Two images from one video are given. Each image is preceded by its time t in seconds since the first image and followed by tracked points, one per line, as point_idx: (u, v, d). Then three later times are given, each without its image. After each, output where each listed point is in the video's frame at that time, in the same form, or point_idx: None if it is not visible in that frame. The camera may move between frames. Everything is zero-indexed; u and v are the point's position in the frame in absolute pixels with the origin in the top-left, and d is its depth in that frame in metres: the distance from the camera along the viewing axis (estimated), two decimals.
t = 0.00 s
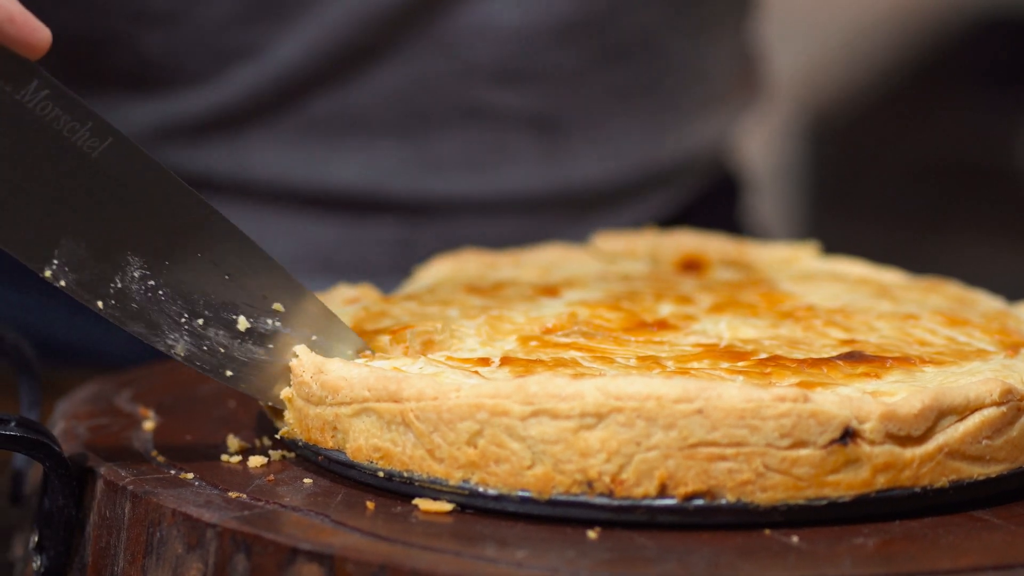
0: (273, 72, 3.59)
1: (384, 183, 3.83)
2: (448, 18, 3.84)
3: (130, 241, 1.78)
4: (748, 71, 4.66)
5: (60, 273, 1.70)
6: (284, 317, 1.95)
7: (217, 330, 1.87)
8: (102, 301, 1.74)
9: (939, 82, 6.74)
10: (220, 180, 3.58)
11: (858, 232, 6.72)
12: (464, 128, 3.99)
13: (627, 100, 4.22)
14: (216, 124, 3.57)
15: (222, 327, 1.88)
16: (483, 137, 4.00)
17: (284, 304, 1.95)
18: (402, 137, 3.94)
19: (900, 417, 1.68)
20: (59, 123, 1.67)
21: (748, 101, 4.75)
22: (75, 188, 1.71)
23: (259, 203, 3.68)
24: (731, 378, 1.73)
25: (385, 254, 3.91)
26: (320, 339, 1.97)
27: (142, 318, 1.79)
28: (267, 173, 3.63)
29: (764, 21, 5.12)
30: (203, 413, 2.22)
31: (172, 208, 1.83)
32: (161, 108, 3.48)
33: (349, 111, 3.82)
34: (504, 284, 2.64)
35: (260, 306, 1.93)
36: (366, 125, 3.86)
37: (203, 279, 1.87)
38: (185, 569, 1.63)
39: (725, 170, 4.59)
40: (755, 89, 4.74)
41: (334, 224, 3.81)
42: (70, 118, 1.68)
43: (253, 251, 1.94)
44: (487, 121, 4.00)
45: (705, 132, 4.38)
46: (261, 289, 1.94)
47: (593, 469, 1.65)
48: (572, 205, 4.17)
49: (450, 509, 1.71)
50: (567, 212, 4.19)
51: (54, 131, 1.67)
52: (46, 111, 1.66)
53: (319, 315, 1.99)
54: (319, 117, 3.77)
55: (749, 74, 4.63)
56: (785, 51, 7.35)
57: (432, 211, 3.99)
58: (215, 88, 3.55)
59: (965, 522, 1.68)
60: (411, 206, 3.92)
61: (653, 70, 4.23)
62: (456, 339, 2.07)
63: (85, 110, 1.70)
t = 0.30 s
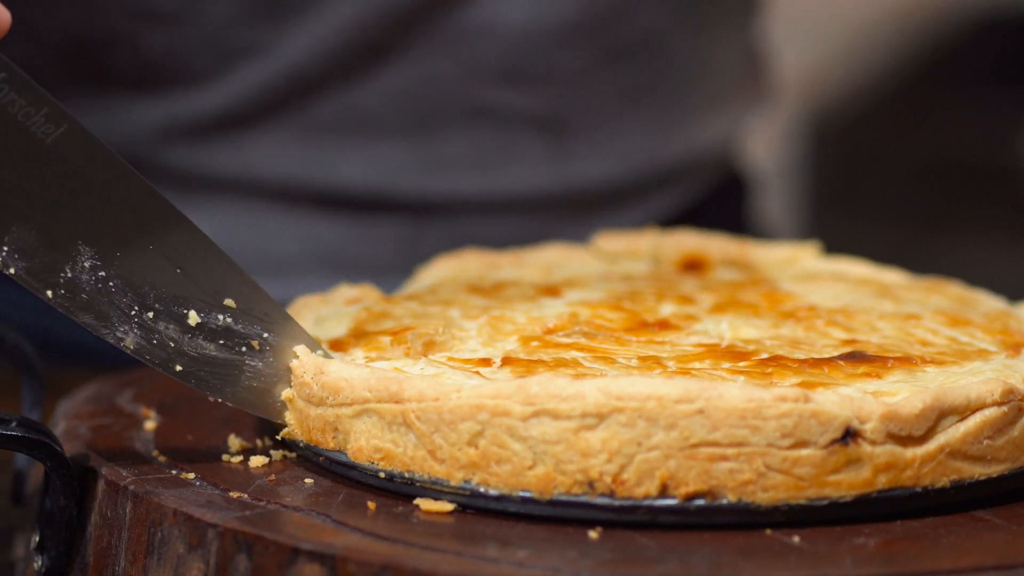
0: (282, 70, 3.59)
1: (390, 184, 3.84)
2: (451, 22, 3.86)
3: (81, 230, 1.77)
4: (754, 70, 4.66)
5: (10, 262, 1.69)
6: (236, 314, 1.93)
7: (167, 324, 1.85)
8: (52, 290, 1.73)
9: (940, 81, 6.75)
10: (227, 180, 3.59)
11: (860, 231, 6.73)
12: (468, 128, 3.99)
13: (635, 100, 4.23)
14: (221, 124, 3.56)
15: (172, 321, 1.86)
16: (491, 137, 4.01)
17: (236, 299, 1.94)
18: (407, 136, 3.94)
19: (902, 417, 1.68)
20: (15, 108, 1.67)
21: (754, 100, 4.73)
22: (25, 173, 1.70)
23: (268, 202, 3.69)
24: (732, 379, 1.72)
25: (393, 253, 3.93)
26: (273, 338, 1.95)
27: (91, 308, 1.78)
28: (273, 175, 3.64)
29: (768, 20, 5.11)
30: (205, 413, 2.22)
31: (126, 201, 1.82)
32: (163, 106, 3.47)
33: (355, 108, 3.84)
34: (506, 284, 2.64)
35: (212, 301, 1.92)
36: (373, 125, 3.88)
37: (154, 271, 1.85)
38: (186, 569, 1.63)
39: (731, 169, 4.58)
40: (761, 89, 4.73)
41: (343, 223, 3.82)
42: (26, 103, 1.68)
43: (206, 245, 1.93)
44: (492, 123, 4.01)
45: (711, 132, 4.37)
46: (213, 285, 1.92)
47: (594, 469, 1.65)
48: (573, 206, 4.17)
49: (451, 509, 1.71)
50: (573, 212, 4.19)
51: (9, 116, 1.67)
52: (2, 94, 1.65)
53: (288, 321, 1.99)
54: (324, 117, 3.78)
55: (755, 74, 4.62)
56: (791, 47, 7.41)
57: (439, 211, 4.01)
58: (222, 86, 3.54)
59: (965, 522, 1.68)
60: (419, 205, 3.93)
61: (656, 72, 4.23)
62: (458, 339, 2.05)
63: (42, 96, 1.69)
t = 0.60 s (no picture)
0: (286, 70, 3.62)
1: (395, 181, 3.87)
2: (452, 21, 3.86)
3: (72, 216, 1.78)
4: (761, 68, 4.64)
5: None
6: (222, 308, 1.92)
7: (153, 315, 1.85)
8: (38, 274, 1.73)
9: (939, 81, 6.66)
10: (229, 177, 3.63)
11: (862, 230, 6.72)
12: (472, 127, 4.02)
13: (643, 97, 4.21)
14: (223, 121, 3.62)
15: (159, 312, 1.86)
16: (498, 135, 4.02)
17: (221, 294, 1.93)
18: (409, 134, 3.96)
19: (901, 417, 1.68)
20: (7, 90, 1.69)
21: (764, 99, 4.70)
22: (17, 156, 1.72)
23: (273, 197, 3.73)
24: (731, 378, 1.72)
25: (401, 250, 3.92)
26: (258, 333, 1.94)
27: (77, 294, 1.78)
28: (275, 173, 3.69)
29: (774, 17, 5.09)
30: (205, 413, 2.22)
31: (125, 190, 1.84)
32: (162, 106, 3.52)
33: (359, 107, 3.85)
34: (506, 284, 2.64)
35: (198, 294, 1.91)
36: (376, 123, 3.90)
37: (142, 261, 1.86)
38: (185, 569, 1.63)
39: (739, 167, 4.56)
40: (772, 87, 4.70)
41: (347, 220, 3.84)
42: (19, 84, 1.70)
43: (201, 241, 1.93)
44: (493, 121, 4.01)
45: (714, 131, 4.33)
46: (200, 277, 1.92)
47: (593, 469, 1.65)
48: (575, 205, 4.16)
49: (450, 509, 1.71)
50: (578, 209, 4.17)
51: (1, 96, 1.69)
52: None
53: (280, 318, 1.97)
54: (327, 114, 3.80)
55: (760, 72, 4.54)
56: (794, 46, 7.30)
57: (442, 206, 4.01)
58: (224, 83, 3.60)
59: (965, 521, 1.68)
60: (423, 203, 3.94)
61: (660, 70, 4.21)
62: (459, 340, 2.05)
63: (34, 79, 1.71)
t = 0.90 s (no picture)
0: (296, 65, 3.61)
1: (410, 174, 3.83)
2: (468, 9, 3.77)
3: (20, 156, 1.73)
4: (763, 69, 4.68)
5: None
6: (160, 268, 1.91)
7: (91, 266, 1.81)
8: None
9: (943, 83, 6.79)
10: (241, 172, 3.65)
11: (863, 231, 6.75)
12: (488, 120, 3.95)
13: (653, 94, 4.22)
14: (233, 111, 3.61)
15: (96, 264, 1.82)
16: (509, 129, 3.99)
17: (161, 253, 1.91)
18: (429, 126, 3.87)
19: (901, 417, 1.68)
20: None
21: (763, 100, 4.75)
22: None
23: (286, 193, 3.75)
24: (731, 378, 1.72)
25: (411, 244, 3.94)
26: (192, 295, 1.94)
27: (18, 238, 1.71)
28: (288, 167, 3.68)
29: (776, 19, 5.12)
30: (205, 413, 2.22)
31: (79, 138, 1.83)
32: (179, 95, 3.53)
33: (375, 101, 3.77)
34: (506, 284, 2.64)
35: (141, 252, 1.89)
36: (390, 115, 3.80)
37: (84, 212, 1.83)
38: (185, 569, 1.63)
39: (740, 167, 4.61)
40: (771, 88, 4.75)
41: (360, 214, 3.85)
42: None
43: (141, 193, 1.93)
44: (506, 117, 3.98)
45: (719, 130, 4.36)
46: (138, 238, 1.89)
47: (593, 469, 1.65)
48: (584, 203, 4.17)
49: (450, 508, 1.70)
50: (585, 206, 4.18)
51: None
52: None
53: (215, 285, 2.00)
54: (341, 106, 3.74)
55: (756, 71, 4.61)
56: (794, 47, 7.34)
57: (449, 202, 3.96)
58: (235, 73, 3.58)
59: (965, 521, 1.68)
60: (435, 197, 3.90)
61: (668, 67, 4.22)
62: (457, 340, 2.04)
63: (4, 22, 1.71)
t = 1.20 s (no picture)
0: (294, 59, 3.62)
1: (414, 169, 3.82)
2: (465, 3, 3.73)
3: None
4: (763, 67, 4.68)
5: None
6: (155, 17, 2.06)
7: None
8: None
9: (939, 81, 6.69)
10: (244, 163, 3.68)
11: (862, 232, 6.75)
12: (491, 114, 3.92)
13: (653, 89, 4.19)
14: (237, 100, 3.65)
15: None
16: (511, 123, 3.94)
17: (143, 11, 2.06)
18: (428, 124, 3.85)
19: (901, 416, 1.68)
20: None
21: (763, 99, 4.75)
22: None
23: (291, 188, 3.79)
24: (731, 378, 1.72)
25: (412, 247, 3.97)
26: None
27: None
28: (290, 161, 3.71)
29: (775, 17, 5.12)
30: (205, 412, 2.22)
31: None
32: (181, 83, 3.57)
33: (378, 96, 3.77)
34: (506, 284, 2.63)
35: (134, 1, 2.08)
36: (392, 111, 3.79)
37: None
38: (185, 568, 1.63)
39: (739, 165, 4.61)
40: (771, 86, 4.74)
41: (360, 214, 3.87)
42: None
43: None
44: (514, 109, 3.94)
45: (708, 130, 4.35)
46: None
47: (593, 468, 1.65)
48: (588, 202, 4.15)
49: (450, 507, 1.70)
50: (586, 206, 4.16)
51: None
52: None
53: None
54: (345, 103, 3.74)
55: (755, 68, 4.59)
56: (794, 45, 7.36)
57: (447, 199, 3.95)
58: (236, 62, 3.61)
59: (964, 521, 1.68)
60: (437, 195, 3.89)
61: (671, 61, 4.20)
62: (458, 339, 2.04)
63: None
